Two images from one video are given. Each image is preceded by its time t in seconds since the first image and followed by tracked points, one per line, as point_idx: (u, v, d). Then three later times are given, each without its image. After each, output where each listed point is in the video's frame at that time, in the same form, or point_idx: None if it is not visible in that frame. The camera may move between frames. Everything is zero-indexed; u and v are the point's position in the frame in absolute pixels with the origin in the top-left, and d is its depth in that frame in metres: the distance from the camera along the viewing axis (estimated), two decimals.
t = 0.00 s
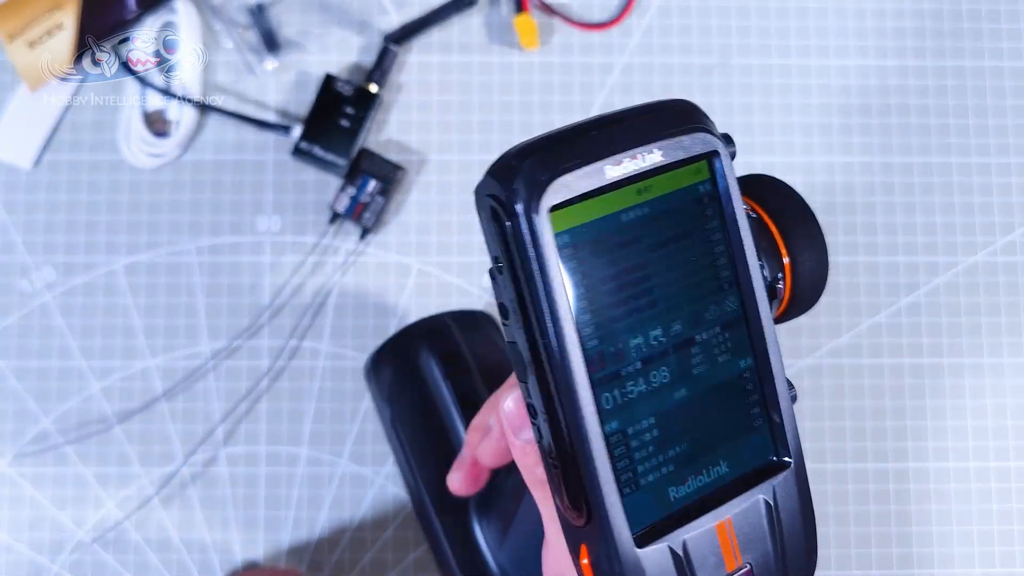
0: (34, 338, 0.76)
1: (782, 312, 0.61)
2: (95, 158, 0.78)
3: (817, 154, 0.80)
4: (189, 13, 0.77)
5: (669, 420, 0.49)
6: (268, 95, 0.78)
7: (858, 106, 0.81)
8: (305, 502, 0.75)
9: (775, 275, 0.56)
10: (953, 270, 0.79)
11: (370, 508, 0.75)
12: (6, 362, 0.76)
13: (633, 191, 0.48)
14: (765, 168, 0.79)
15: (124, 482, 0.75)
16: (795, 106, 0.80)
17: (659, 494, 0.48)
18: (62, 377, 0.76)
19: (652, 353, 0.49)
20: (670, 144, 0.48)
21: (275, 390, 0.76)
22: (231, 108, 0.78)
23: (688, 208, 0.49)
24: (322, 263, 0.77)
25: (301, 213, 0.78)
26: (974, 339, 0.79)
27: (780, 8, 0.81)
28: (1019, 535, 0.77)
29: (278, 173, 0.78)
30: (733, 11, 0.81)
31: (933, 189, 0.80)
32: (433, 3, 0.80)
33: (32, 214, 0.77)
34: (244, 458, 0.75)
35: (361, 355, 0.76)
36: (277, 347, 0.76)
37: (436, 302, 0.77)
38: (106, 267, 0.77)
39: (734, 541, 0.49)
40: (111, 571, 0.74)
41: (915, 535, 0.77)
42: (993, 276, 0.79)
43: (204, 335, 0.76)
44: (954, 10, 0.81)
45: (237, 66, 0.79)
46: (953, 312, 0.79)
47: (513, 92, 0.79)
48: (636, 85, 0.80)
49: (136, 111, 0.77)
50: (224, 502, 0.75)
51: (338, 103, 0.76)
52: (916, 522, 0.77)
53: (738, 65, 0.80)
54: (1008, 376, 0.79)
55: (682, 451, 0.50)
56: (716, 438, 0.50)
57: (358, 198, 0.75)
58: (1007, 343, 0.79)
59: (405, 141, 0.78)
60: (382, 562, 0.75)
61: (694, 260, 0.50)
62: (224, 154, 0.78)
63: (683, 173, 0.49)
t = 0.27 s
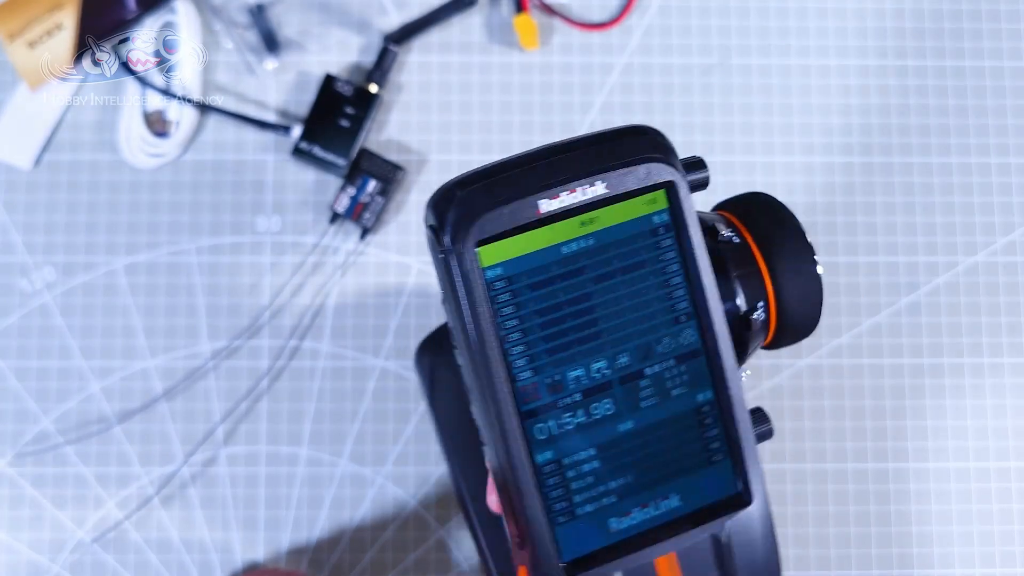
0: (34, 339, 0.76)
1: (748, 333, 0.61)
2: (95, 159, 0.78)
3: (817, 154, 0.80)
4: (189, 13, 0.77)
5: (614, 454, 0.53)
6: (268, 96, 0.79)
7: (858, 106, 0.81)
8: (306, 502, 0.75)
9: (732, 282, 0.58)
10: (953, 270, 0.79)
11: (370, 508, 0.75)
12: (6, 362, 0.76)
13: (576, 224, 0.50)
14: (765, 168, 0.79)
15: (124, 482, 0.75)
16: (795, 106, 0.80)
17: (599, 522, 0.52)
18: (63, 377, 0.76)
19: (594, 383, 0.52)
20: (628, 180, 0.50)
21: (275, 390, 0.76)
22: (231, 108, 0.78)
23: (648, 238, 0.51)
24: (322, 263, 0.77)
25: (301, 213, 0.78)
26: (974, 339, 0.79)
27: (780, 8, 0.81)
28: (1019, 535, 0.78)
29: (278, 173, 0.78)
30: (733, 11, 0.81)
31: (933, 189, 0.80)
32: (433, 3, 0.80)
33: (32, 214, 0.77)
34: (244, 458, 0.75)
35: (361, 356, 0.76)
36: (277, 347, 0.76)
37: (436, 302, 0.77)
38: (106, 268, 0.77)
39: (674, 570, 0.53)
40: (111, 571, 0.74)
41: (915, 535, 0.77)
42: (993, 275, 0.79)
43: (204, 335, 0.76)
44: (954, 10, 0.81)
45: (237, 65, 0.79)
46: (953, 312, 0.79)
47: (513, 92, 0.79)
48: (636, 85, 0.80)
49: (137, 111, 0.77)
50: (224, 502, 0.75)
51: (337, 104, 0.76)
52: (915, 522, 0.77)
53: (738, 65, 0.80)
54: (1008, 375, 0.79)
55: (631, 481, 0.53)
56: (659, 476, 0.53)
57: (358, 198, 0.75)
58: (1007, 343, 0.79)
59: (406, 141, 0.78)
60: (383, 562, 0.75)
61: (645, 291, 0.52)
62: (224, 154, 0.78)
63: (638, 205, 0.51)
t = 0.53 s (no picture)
0: (34, 339, 0.76)
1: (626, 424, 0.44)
2: (95, 159, 0.78)
3: (817, 154, 0.80)
4: (189, 13, 0.76)
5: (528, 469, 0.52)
6: (268, 96, 0.78)
7: (857, 106, 0.81)
8: (306, 502, 0.75)
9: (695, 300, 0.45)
10: (953, 269, 0.79)
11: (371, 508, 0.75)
12: (6, 362, 0.76)
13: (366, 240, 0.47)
14: (765, 168, 0.79)
15: (124, 482, 0.75)
16: (795, 106, 0.80)
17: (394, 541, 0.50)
18: (63, 377, 0.76)
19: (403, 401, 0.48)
20: (469, 208, 0.45)
21: (275, 390, 0.76)
22: (231, 108, 0.78)
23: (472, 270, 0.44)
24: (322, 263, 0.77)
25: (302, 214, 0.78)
26: (974, 339, 0.79)
27: (780, 7, 0.81)
28: (1020, 535, 0.78)
29: (278, 173, 0.78)
30: (733, 11, 0.81)
31: (933, 189, 0.80)
32: (433, 3, 0.80)
33: (32, 214, 0.77)
34: (244, 458, 0.75)
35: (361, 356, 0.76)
36: (277, 347, 0.76)
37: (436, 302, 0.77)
38: (106, 268, 0.77)
39: None
40: (111, 570, 0.74)
41: (915, 535, 0.77)
42: (993, 275, 0.79)
43: (204, 335, 0.76)
44: (954, 9, 0.81)
45: (238, 65, 0.79)
46: (953, 312, 0.79)
47: (513, 92, 0.79)
48: (636, 85, 0.80)
49: (137, 111, 0.76)
50: (224, 502, 0.75)
51: (337, 104, 0.76)
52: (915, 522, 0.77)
53: (738, 65, 0.80)
54: (1009, 375, 0.79)
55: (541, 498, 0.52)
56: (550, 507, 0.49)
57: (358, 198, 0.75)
58: (1008, 343, 0.79)
59: (406, 141, 0.78)
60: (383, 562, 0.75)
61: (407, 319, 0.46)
62: (224, 154, 0.78)
63: (394, 241, 0.45)
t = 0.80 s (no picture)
0: (34, 338, 0.76)
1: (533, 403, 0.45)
2: (95, 158, 0.78)
3: (817, 153, 0.80)
4: (190, 13, 0.77)
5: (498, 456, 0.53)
6: (269, 95, 0.79)
7: (858, 105, 0.81)
8: (306, 501, 0.75)
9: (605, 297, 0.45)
10: (953, 269, 0.79)
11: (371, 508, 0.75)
12: (6, 362, 0.76)
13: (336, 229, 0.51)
14: (765, 167, 0.79)
15: (125, 481, 0.75)
16: (795, 106, 0.80)
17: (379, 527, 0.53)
18: (63, 376, 0.76)
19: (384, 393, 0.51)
20: (404, 190, 0.47)
21: (275, 389, 0.76)
22: (231, 107, 0.78)
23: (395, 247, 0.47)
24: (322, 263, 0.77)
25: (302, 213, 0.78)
26: (974, 339, 0.79)
27: (780, 7, 0.81)
28: (1019, 534, 0.78)
29: (279, 172, 0.78)
30: (734, 10, 0.81)
31: (933, 189, 0.80)
32: (433, 3, 0.80)
33: (33, 213, 0.77)
34: (245, 457, 0.75)
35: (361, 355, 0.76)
36: (277, 347, 0.76)
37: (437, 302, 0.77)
38: (107, 267, 0.77)
39: None
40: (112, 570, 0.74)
41: (916, 534, 0.77)
42: (993, 274, 0.79)
43: (204, 335, 0.76)
44: (955, 9, 0.82)
45: (238, 65, 0.79)
46: (953, 311, 0.79)
47: (514, 91, 0.79)
48: (636, 85, 0.80)
49: (137, 111, 0.77)
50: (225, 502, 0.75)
51: (337, 104, 0.76)
52: (916, 522, 0.77)
53: (739, 65, 0.80)
54: (1008, 375, 0.79)
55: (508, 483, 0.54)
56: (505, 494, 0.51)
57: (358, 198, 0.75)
58: (1007, 342, 0.79)
59: (406, 141, 0.78)
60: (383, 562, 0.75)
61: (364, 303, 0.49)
62: (224, 153, 0.78)
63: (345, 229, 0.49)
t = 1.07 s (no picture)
0: (34, 338, 0.76)
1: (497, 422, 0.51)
2: (96, 158, 0.78)
3: (817, 152, 0.80)
4: (191, 13, 0.77)
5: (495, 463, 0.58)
6: (269, 95, 0.79)
7: (858, 105, 0.81)
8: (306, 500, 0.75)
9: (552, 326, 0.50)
10: (954, 268, 0.79)
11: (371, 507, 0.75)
12: (6, 361, 0.76)
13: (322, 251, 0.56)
14: (765, 167, 0.79)
15: (125, 481, 0.75)
16: (795, 105, 0.80)
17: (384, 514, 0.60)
18: (63, 376, 0.76)
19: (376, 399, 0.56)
20: (376, 220, 0.53)
21: (275, 389, 0.76)
22: (232, 107, 0.78)
23: (370, 275, 0.53)
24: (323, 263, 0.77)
25: (302, 212, 0.78)
26: (974, 339, 0.79)
27: (780, 6, 0.81)
28: (1019, 533, 0.78)
29: (279, 172, 0.78)
30: (734, 10, 0.81)
31: (933, 188, 0.80)
32: (434, 2, 0.80)
33: (33, 213, 0.77)
34: (245, 456, 0.75)
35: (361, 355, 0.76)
36: (278, 346, 0.76)
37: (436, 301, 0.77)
38: (107, 266, 0.77)
39: None
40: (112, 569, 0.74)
41: (916, 534, 0.77)
42: (993, 274, 0.79)
43: (205, 334, 0.76)
44: (955, 9, 0.82)
45: (238, 65, 0.79)
46: (953, 311, 0.79)
47: (514, 91, 0.79)
48: (636, 85, 0.80)
49: (138, 111, 0.77)
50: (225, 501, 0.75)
51: (338, 103, 0.76)
52: (916, 521, 0.77)
53: (739, 65, 0.81)
54: (1008, 374, 0.79)
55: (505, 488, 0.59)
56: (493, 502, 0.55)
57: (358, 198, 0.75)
58: (1008, 342, 0.79)
59: (406, 140, 0.78)
60: (384, 561, 0.75)
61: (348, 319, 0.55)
62: (225, 153, 0.78)
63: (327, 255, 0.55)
